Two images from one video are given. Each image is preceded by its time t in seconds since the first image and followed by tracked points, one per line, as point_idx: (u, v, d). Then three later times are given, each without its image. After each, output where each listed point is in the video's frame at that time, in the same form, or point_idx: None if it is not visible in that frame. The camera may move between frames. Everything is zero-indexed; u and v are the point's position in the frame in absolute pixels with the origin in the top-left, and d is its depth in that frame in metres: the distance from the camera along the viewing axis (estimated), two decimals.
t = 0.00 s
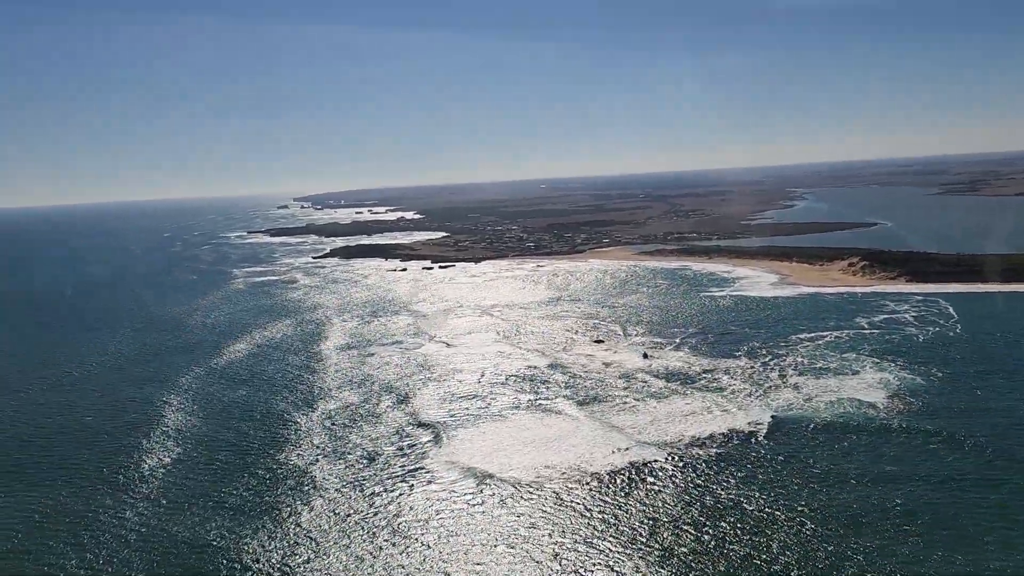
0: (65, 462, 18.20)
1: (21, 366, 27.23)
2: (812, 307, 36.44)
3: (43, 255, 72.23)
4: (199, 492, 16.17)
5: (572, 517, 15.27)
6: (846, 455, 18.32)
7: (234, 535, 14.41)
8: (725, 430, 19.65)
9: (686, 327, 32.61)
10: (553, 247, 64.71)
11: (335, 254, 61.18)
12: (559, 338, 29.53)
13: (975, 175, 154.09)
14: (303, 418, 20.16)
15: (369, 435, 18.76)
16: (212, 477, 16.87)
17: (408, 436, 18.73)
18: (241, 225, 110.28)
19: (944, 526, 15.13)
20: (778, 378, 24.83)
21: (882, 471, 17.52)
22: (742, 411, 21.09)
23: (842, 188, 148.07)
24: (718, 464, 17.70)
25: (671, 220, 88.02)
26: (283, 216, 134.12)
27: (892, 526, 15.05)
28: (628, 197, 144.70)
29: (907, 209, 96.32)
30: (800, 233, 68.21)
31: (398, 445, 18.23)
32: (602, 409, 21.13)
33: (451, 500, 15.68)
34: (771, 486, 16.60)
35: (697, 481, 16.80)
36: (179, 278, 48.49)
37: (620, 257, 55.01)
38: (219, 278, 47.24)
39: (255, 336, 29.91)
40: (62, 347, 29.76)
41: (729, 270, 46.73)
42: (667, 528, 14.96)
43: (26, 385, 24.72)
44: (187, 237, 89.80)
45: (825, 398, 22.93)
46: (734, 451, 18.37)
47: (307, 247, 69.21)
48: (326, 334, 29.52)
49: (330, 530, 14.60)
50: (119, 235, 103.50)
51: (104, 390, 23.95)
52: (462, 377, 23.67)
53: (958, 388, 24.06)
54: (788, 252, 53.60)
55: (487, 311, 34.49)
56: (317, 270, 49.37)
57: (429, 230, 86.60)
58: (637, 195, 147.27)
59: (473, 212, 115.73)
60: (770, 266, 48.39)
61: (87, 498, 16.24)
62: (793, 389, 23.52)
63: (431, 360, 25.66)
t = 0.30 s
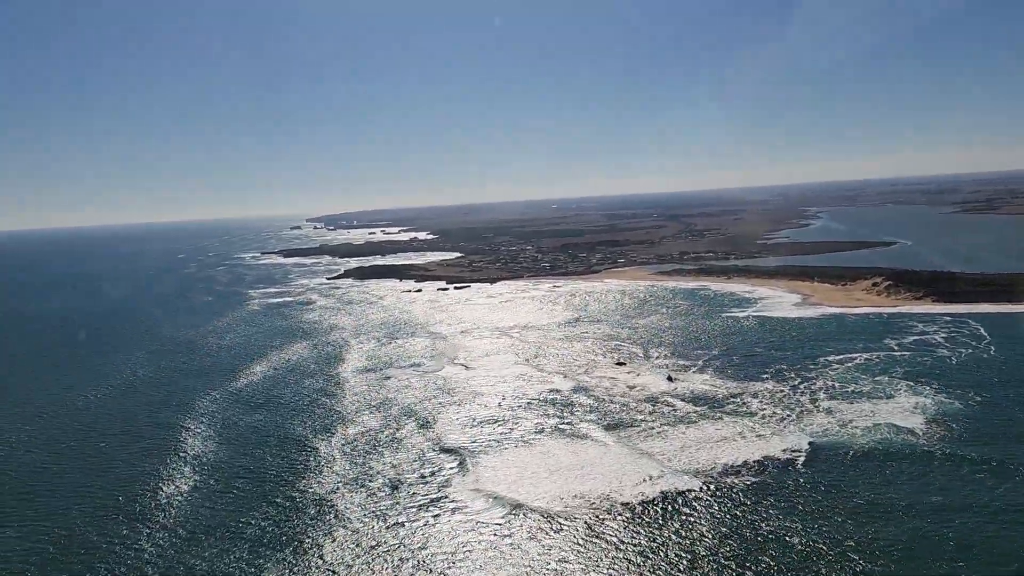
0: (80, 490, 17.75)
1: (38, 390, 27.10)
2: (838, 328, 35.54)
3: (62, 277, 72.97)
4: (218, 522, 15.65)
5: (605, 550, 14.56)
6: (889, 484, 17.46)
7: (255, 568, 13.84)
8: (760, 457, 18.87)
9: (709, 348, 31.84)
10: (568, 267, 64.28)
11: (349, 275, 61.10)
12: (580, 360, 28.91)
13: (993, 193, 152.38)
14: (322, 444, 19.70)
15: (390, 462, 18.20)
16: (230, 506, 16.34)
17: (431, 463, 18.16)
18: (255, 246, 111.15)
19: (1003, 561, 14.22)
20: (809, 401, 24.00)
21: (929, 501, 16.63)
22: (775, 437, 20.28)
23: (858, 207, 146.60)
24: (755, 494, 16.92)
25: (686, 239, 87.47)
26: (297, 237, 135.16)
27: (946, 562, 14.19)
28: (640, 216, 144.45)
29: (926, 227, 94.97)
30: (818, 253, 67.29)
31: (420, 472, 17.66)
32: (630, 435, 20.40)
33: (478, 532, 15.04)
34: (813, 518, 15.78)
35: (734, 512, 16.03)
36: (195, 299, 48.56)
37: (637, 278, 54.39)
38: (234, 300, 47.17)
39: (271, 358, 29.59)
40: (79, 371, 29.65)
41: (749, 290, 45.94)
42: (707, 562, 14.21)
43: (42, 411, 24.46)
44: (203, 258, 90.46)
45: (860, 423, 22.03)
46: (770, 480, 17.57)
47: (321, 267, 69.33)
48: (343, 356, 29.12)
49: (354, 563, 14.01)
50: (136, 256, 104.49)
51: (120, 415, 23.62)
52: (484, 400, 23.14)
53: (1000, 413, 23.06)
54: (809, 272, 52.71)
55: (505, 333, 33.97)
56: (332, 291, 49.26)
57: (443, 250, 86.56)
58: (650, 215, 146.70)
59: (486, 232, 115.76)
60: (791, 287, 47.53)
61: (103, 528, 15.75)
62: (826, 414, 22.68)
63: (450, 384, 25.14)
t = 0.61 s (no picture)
0: (95, 515, 17.41)
1: (54, 411, 27.02)
2: (862, 348, 34.67)
3: (79, 296, 73.64)
4: (235, 548, 15.21)
5: None
6: (931, 512, 16.69)
7: None
8: (793, 483, 18.17)
9: (731, 369, 31.10)
10: (582, 285, 63.76)
11: (363, 293, 61.01)
12: (600, 381, 28.34)
13: (1011, 209, 150.48)
14: (341, 470, 19.28)
15: (412, 489, 17.74)
16: (248, 532, 15.92)
17: (452, 491, 17.67)
18: (269, 264, 111.89)
19: None
20: (838, 424, 23.26)
21: (976, 532, 15.80)
22: (808, 462, 19.54)
23: (874, 224, 145.03)
24: (791, 522, 16.21)
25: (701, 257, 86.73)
26: (310, 255, 136.09)
27: None
28: (652, 234, 144.00)
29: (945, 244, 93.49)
30: (837, 270, 66.30)
31: (442, 500, 17.17)
32: (656, 459, 19.74)
33: (504, 561, 14.48)
34: (854, 549, 15.05)
35: (770, 541, 15.38)
36: (210, 318, 48.62)
37: (652, 296, 53.80)
38: (249, 318, 47.13)
39: (288, 378, 29.33)
40: (96, 392, 29.58)
41: (768, 309, 45.15)
42: None
43: (59, 433, 24.27)
44: (218, 277, 91.12)
45: (895, 447, 21.18)
46: (805, 508, 16.87)
47: (334, 286, 69.38)
48: (360, 376, 28.78)
49: None
50: (152, 275, 105.45)
51: (136, 437, 23.37)
52: (504, 424, 22.66)
53: None
54: (828, 290, 51.85)
55: (522, 353, 33.49)
56: (346, 309, 49.15)
57: (456, 269, 86.42)
58: (663, 232, 146.00)
59: (498, 250, 115.66)
60: (811, 305, 46.73)
61: (118, 555, 15.36)
62: (857, 437, 21.93)
63: (469, 407, 24.69)
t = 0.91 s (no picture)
0: (108, 536, 17.06)
1: (67, 429, 26.89)
2: (886, 366, 33.84)
3: (95, 313, 74.23)
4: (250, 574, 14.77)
5: None
6: (975, 537, 15.92)
7: None
8: (826, 506, 17.47)
9: (753, 386, 30.42)
10: (596, 301, 63.30)
11: (376, 309, 60.88)
12: (619, 402, 27.82)
13: None
14: (359, 493, 18.85)
15: (432, 513, 17.28)
16: (264, 556, 15.48)
17: (474, 515, 17.19)
18: (282, 280, 112.40)
19: None
20: (868, 444, 22.49)
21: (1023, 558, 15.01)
22: (840, 484, 18.84)
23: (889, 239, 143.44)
24: (827, 548, 15.52)
25: (714, 273, 86.10)
26: (322, 271, 136.52)
27: None
28: (664, 249, 143.45)
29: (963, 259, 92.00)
30: (855, 286, 65.36)
31: (463, 524, 16.68)
32: (682, 480, 19.14)
33: None
34: None
35: (807, 568, 14.73)
36: (224, 334, 48.62)
37: (668, 312, 53.17)
38: (262, 335, 47.05)
39: (304, 396, 29.02)
40: (109, 410, 29.41)
41: (787, 325, 44.43)
42: None
43: (73, 452, 24.06)
44: (231, 293, 91.61)
45: (930, 468, 20.38)
46: (842, 533, 16.17)
47: (347, 302, 69.35)
48: (377, 395, 28.44)
49: None
50: (166, 291, 106.30)
51: (151, 457, 23.08)
52: (522, 449, 22.22)
53: None
54: (847, 306, 50.98)
55: (538, 371, 33.01)
56: (360, 325, 49.00)
57: (467, 285, 86.23)
58: (674, 248, 145.15)
59: (509, 266, 115.51)
60: (831, 321, 45.90)
61: None
62: (890, 458, 21.17)
63: (487, 429, 24.22)
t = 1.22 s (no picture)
0: (123, 557, 16.78)
1: (80, 446, 26.69)
2: (911, 380, 33.04)
3: (108, 328, 74.62)
4: None
5: None
6: (1020, 561, 15.21)
7: None
8: (860, 529, 16.83)
9: (774, 402, 29.78)
10: (609, 315, 62.80)
11: (388, 323, 60.73)
12: (638, 419, 27.28)
13: None
14: (376, 515, 18.41)
15: (452, 536, 16.85)
16: None
17: (495, 537, 16.74)
18: (293, 294, 112.92)
19: None
20: (899, 463, 21.77)
21: None
22: (872, 504, 18.18)
23: (902, 252, 141.87)
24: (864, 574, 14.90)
25: (727, 286, 85.40)
26: (333, 284, 137.11)
27: None
28: (675, 262, 142.83)
29: (980, 271, 90.52)
30: (872, 299, 64.46)
31: (485, 547, 16.23)
32: (708, 502, 18.58)
33: None
34: None
35: None
36: (236, 349, 48.56)
37: (682, 326, 52.57)
38: (275, 349, 46.95)
39: (319, 412, 28.74)
40: (122, 427, 29.21)
41: (805, 339, 43.72)
42: None
43: (88, 469, 23.88)
44: (243, 307, 92.01)
45: (965, 488, 19.63)
46: (879, 557, 15.53)
47: (358, 315, 69.26)
48: (392, 411, 28.10)
49: None
50: (178, 305, 106.94)
51: (165, 474, 22.83)
52: (542, 468, 21.71)
53: None
54: (865, 320, 50.17)
55: (554, 387, 32.53)
56: (372, 340, 48.78)
57: (477, 298, 85.93)
58: (685, 261, 144.31)
59: (519, 279, 115.14)
60: (849, 335, 45.11)
61: None
62: (923, 477, 20.43)
63: (504, 448, 23.73)
